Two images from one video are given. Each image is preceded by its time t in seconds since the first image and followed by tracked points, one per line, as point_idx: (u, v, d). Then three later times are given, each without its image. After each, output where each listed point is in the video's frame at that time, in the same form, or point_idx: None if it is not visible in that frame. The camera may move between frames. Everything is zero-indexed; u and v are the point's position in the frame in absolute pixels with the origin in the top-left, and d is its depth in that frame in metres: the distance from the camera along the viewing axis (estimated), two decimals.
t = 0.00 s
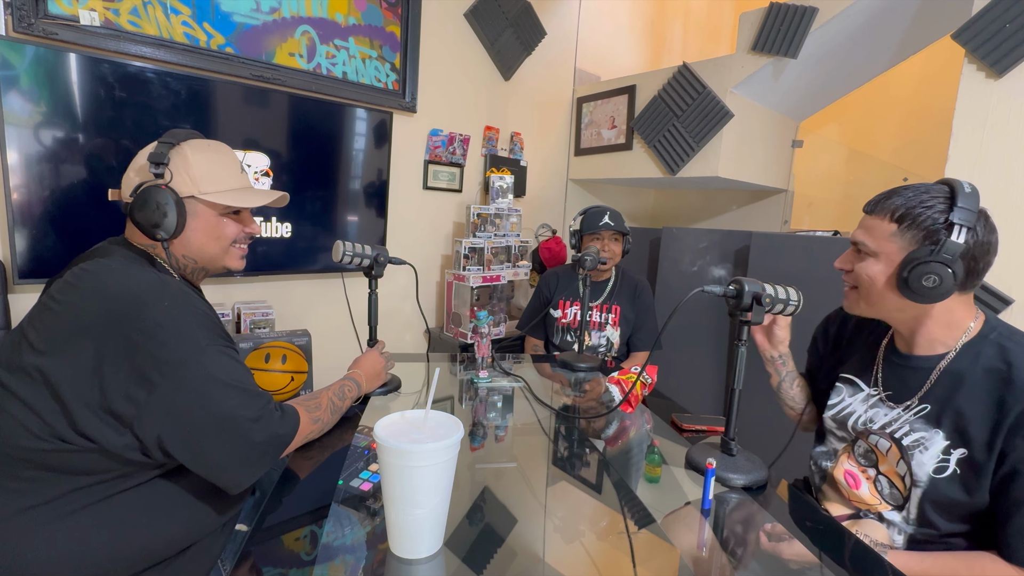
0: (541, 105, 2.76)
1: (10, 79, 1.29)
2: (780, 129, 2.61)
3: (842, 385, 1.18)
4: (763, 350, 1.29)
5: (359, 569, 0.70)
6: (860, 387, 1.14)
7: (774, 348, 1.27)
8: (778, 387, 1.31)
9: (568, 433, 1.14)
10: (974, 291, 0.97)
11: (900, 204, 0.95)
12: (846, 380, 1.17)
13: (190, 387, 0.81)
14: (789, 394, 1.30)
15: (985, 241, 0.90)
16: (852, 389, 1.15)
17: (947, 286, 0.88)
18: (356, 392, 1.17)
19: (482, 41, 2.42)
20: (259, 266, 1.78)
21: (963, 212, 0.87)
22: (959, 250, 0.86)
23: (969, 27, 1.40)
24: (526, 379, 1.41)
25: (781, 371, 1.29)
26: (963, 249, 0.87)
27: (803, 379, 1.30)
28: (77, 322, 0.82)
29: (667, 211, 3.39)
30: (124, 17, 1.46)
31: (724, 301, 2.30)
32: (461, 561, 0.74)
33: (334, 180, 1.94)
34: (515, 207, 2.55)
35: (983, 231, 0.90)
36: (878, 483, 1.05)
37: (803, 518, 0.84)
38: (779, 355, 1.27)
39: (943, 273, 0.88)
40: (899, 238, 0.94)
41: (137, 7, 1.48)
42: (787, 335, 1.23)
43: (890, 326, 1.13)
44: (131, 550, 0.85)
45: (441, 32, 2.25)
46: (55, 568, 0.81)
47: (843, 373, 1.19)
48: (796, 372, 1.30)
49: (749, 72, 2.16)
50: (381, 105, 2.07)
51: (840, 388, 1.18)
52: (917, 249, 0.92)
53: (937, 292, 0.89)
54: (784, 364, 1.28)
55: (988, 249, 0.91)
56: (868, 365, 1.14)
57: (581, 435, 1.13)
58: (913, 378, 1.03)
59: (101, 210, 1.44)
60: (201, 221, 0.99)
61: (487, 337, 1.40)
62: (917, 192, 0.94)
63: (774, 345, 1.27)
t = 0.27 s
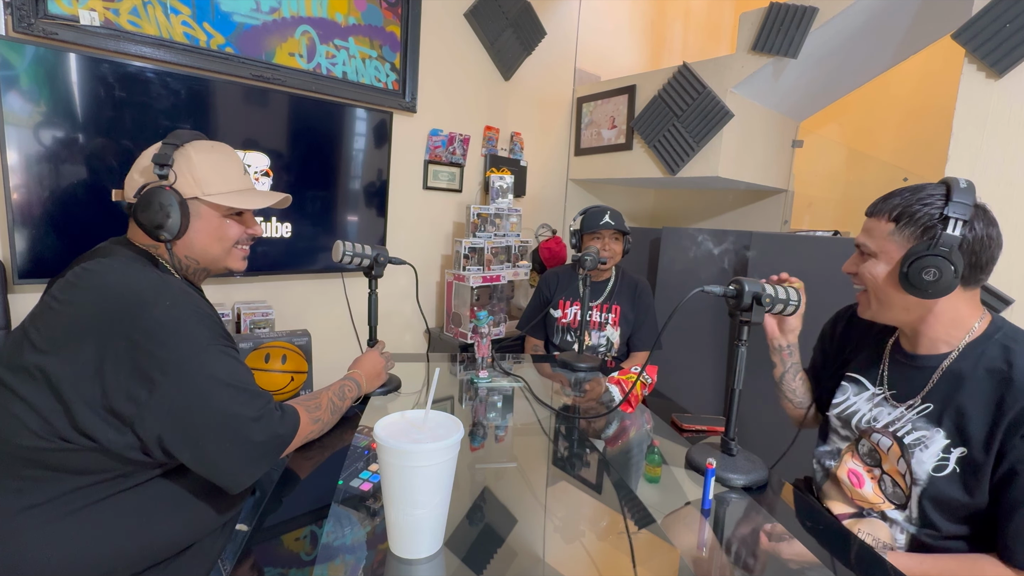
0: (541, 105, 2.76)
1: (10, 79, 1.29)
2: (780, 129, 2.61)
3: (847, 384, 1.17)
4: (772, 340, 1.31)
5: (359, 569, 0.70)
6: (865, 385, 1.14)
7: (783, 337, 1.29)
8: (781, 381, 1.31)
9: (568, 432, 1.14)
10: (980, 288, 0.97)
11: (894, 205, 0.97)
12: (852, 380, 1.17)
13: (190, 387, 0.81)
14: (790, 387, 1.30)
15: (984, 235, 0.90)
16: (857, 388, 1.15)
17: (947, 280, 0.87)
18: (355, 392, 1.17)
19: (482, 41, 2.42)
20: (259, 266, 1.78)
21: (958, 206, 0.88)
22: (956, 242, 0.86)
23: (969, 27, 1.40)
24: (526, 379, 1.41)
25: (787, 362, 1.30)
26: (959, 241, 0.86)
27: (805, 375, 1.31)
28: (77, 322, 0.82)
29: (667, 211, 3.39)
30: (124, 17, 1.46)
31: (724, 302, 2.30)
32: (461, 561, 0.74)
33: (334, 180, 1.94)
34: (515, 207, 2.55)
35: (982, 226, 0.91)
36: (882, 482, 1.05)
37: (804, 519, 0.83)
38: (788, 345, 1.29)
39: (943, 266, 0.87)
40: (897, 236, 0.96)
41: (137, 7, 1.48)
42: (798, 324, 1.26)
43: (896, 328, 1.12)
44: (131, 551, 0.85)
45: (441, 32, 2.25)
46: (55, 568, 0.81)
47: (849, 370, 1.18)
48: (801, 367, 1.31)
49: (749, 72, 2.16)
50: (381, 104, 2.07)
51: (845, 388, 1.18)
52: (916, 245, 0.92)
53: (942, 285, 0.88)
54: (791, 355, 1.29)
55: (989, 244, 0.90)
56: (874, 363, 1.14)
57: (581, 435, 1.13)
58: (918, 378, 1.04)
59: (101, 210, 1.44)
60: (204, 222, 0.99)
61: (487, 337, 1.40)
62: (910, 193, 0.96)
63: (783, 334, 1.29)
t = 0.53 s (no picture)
0: (541, 105, 2.76)
1: (10, 79, 1.29)
2: (780, 129, 2.61)
3: (853, 392, 1.16)
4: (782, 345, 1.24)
5: (359, 569, 0.70)
6: (871, 395, 1.13)
7: (794, 341, 1.23)
8: (790, 390, 1.24)
9: (568, 432, 1.14)
10: (982, 296, 0.96)
11: (891, 215, 0.98)
12: (856, 388, 1.16)
13: (191, 387, 0.81)
14: (801, 400, 1.23)
15: (983, 243, 0.90)
16: (863, 396, 1.14)
17: (950, 287, 0.88)
18: (356, 392, 1.17)
19: (482, 41, 2.42)
20: (259, 266, 1.78)
21: (957, 215, 0.88)
22: (956, 250, 0.87)
23: (969, 27, 1.40)
24: (526, 379, 1.41)
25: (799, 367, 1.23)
26: (959, 249, 0.87)
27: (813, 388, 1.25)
28: (79, 320, 0.82)
29: (667, 211, 3.39)
30: (124, 17, 1.46)
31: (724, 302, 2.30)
32: (461, 561, 0.74)
33: (334, 180, 1.94)
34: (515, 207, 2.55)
35: (982, 234, 0.91)
36: (889, 486, 1.05)
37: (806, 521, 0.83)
38: (800, 350, 1.22)
39: (945, 274, 0.87)
40: (898, 246, 0.95)
41: (137, 7, 1.48)
42: (811, 325, 1.22)
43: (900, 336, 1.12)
44: (131, 550, 0.85)
45: (441, 32, 2.25)
46: (56, 567, 0.81)
47: (853, 379, 1.17)
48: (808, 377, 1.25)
49: (749, 72, 2.16)
50: (381, 105, 2.07)
51: (851, 396, 1.17)
52: (916, 253, 0.92)
53: (946, 291, 0.88)
54: (803, 362, 1.22)
55: (989, 252, 0.90)
56: (881, 369, 1.13)
57: (581, 435, 1.13)
58: (922, 385, 1.03)
59: (101, 210, 1.44)
60: (209, 226, 0.99)
61: (487, 337, 1.40)
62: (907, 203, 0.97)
63: (795, 337, 1.23)
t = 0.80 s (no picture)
0: (541, 105, 2.76)
1: (10, 79, 1.29)
2: (780, 129, 2.61)
3: (854, 393, 1.17)
4: (782, 349, 1.23)
5: (359, 569, 0.70)
6: (874, 396, 1.13)
7: (795, 343, 1.22)
8: (795, 395, 1.23)
9: (568, 432, 1.14)
10: (983, 295, 0.96)
11: (887, 218, 0.99)
12: (858, 389, 1.16)
13: (193, 386, 0.81)
14: (807, 404, 1.22)
15: (980, 244, 0.90)
16: (865, 397, 1.15)
17: (945, 290, 0.88)
18: (355, 392, 1.17)
19: (482, 41, 2.42)
20: (259, 266, 1.78)
21: (954, 217, 0.88)
22: (952, 253, 0.87)
23: (969, 27, 1.40)
24: (526, 379, 1.41)
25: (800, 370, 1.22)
26: (954, 252, 0.87)
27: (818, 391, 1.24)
28: (82, 319, 0.82)
29: (667, 211, 3.39)
30: (124, 17, 1.46)
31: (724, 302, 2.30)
32: (461, 561, 0.74)
33: (334, 180, 1.94)
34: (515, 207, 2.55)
35: (978, 236, 0.91)
36: (892, 487, 1.04)
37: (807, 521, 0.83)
38: (800, 352, 1.22)
39: (940, 277, 0.88)
40: (893, 248, 0.97)
41: (137, 7, 1.47)
42: (810, 327, 1.21)
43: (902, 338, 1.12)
44: (132, 549, 0.85)
45: (441, 32, 2.25)
46: (56, 566, 0.81)
47: (854, 379, 1.18)
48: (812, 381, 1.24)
49: (749, 72, 2.16)
50: (381, 104, 2.07)
51: (851, 397, 1.17)
52: (912, 256, 0.93)
53: (942, 293, 0.88)
54: (806, 365, 1.22)
55: (985, 253, 0.91)
56: (882, 367, 1.14)
57: (580, 435, 1.13)
58: (926, 386, 1.03)
59: (101, 210, 1.44)
60: (214, 228, 0.99)
61: (487, 337, 1.40)
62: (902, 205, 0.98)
63: (795, 339, 1.23)
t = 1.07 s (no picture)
0: (541, 105, 2.76)
1: (10, 79, 1.29)
2: (780, 129, 2.61)
3: (856, 393, 1.16)
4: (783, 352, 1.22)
5: (359, 569, 0.70)
6: (875, 395, 1.13)
7: (796, 344, 1.21)
8: (798, 396, 1.22)
9: (568, 432, 1.14)
10: (983, 300, 0.94)
11: (891, 218, 0.98)
12: (861, 388, 1.16)
13: (194, 385, 0.81)
14: (809, 404, 1.22)
15: (979, 252, 0.89)
16: (868, 397, 1.14)
17: (931, 299, 0.88)
18: (356, 392, 1.17)
19: (482, 41, 2.42)
20: (259, 266, 1.78)
21: (954, 224, 0.87)
22: (944, 263, 0.86)
23: (969, 26, 1.40)
24: (526, 379, 1.41)
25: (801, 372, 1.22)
26: (947, 261, 0.87)
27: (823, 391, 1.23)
28: (84, 318, 0.82)
29: (667, 211, 3.39)
30: (124, 17, 1.46)
31: (724, 302, 2.30)
32: (461, 561, 0.74)
33: (334, 180, 1.94)
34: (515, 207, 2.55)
35: (977, 243, 0.89)
36: (892, 488, 1.05)
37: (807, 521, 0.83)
38: (802, 353, 1.21)
39: (928, 286, 0.88)
40: (891, 250, 0.97)
41: (137, 7, 1.47)
42: (811, 328, 1.19)
43: (904, 339, 1.11)
44: (133, 548, 0.85)
45: (441, 32, 2.25)
46: (56, 566, 0.81)
47: (857, 380, 1.17)
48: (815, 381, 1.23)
49: (749, 72, 2.16)
50: (381, 105, 2.07)
51: (854, 396, 1.17)
52: (906, 261, 0.93)
53: (927, 301, 0.89)
54: (807, 367, 1.21)
55: (983, 262, 0.89)
56: (883, 369, 1.13)
57: (581, 435, 1.13)
58: (928, 386, 1.02)
59: (102, 210, 1.44)
60: (221, 231, 0.99)
61: (487, 337, 1.40)
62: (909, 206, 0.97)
63: (796, 341, 1.22)
